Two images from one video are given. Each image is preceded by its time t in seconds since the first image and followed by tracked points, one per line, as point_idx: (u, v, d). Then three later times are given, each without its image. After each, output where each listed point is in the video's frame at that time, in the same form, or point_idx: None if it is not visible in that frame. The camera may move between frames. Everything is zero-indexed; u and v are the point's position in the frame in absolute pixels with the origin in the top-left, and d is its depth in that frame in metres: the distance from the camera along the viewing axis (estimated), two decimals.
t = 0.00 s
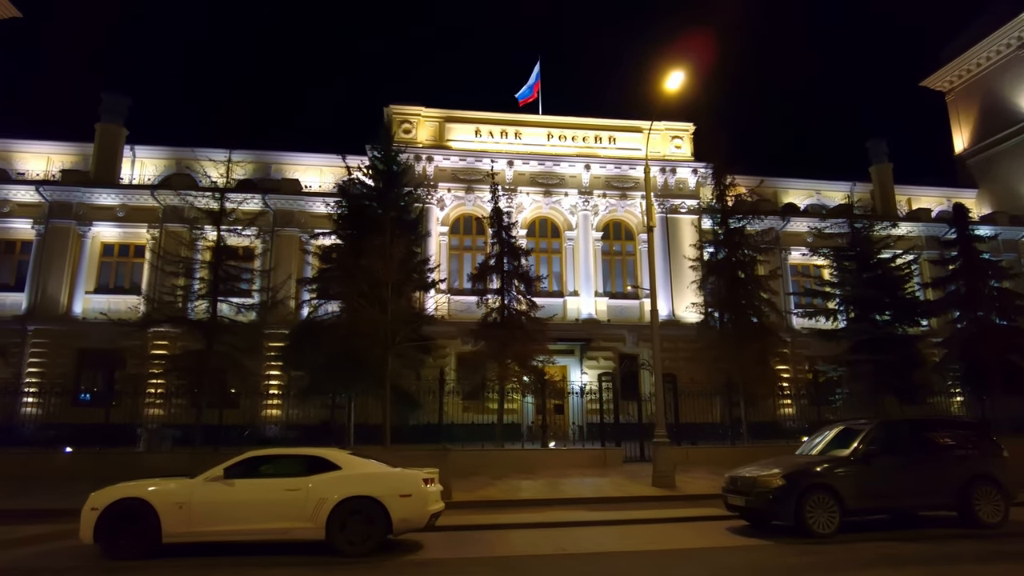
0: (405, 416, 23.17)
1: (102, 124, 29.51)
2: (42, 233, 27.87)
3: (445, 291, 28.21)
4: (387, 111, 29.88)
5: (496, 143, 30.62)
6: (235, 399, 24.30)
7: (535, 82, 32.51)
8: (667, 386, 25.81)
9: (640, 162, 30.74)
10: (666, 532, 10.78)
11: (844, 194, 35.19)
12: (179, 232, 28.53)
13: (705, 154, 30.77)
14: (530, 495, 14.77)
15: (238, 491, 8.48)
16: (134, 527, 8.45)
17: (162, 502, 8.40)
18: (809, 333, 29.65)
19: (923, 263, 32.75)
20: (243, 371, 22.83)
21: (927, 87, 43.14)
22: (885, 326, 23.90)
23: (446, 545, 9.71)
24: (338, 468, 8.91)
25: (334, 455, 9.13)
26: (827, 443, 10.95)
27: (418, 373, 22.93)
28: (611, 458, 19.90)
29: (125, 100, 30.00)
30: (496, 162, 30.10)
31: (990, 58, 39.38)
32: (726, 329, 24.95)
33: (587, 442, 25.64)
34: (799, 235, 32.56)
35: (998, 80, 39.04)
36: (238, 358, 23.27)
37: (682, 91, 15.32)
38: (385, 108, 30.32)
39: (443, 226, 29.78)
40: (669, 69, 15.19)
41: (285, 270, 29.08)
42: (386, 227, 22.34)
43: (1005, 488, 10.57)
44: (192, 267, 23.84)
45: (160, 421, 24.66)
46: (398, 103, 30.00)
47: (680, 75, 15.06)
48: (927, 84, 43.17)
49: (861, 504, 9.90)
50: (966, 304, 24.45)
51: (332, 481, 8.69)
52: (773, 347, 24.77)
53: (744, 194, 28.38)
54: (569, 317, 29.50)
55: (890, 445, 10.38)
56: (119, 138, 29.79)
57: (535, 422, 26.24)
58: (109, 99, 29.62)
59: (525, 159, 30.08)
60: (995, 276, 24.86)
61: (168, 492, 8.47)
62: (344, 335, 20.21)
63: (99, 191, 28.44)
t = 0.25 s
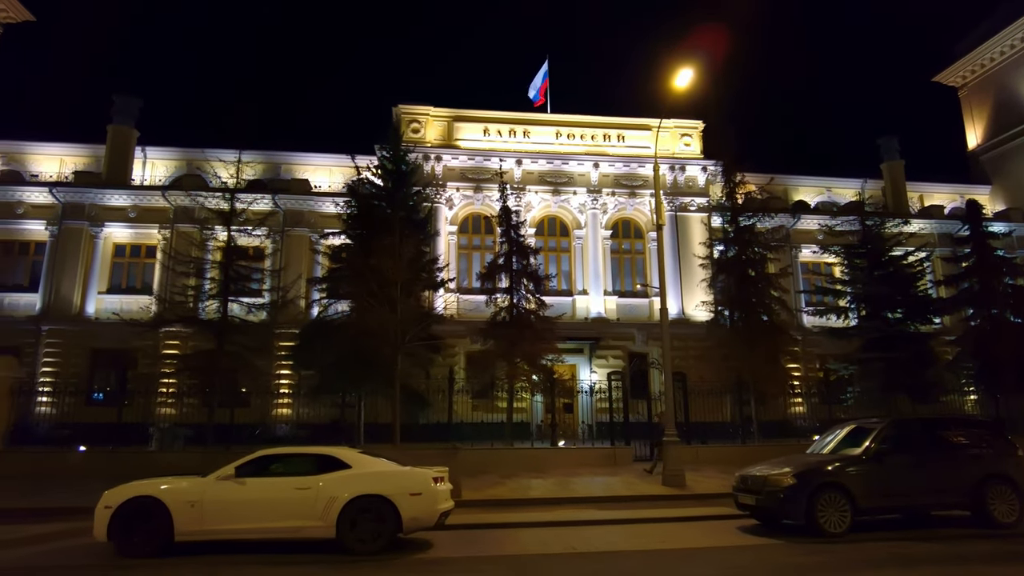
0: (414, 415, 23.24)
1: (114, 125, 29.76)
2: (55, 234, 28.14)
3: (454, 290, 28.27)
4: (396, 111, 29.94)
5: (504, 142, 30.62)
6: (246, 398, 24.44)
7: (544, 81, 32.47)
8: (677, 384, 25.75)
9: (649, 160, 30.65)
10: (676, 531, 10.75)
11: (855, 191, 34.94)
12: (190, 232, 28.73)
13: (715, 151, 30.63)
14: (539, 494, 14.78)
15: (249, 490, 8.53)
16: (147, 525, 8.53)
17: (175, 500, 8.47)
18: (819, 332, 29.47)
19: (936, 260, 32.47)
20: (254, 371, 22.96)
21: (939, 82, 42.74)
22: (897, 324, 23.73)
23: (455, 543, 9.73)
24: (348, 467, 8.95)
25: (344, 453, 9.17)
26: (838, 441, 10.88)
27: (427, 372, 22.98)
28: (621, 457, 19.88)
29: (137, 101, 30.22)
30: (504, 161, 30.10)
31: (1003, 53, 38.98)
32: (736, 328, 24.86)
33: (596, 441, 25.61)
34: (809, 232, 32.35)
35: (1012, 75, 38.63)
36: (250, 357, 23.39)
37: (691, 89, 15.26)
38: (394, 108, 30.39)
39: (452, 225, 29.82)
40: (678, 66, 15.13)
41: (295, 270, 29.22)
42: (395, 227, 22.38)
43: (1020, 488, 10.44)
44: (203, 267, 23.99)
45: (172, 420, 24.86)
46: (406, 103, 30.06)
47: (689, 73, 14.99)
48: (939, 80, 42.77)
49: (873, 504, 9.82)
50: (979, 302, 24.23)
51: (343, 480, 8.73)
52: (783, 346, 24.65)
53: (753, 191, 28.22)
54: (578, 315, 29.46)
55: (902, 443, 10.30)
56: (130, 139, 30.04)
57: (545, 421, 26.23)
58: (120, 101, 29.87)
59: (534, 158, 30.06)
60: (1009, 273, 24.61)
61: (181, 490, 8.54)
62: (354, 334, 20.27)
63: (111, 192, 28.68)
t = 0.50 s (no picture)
0: (424, 414, 23.28)
1: (126, 127, 30.01)
2: (69, 235, 28.40)
3: (463, 289, 28.31)
4: (405, 111, 29.99)
5: (513, 141, 30.61)
6: (257, 398, 24.57)
7: (552, 79, 32.43)
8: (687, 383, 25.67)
9: (658, 158, 30.54)
10: (687, 530, 10.72)
11: (867, 187, 34.66)
12: (201, 232, 28.92)
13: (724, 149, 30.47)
14: (549, 493, 14.77)
15: (261, 488, 8.59)
16: (160, 523, 8.61)
17: (187, 498, 8.54)
18: (830, 330, 29.27)
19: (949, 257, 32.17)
20: (265, 370, 23.10)
21: (952, 78, 42.33)
22: (909, 322, 23.53)
23: (465, 542, 9.76)
24: (358, 466, 8.99)
25: (355, 452, 9.21)
26: (850, 440, 10.81)
27: (437, 371, 23.02)
28: (630, 456, 19.84)
29: (148, 103, 30.45)
30: (513, 160, 30.09)
31: (1017, 47, 38.54)
32: (747, 326, 24.74)
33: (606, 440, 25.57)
34: (820, 230, 32.13)
35: None
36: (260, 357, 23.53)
37: (700, 86, 15.19)
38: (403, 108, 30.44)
39: (461, 224, 29.84)
40: (687, 64, 15.06)
41: (305, 270, 29.34)
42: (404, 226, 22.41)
43: None
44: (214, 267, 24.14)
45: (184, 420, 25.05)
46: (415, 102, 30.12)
47: (698, 70, 14.92)
48: (952, 75, 42.35)
49: (885, 503, 9.75)
50: (993, 299, 23.98)
51: (353, 479, 8.77)
52: (794, 344, 24.52)
53: (764, 189, 28.06)
54: (587, 314, 29.42)
55: (914, 442, 10.22)
56: (142, 141, 30.29)
57: (555, 420, 26.21)
58: (132, 102, 30.12)
59: (542, 156, 30.04)
60: None
61: (193, 488, 8.60)
62: (363, 334, 20.34)
63: (123, 193, 28.92)
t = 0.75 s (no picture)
0: (435, 413, 23.35)
1: (137, 128, 30.26)
2: (82, 237, 28.69)
3: (473, 288, 28.35)
4: (414, 111, 30.05)
5: (522, 140, 30.60)
6: (269, 397, 24.71)
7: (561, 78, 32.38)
8: (698, 382, 25.58)
9: (668, 156, 30.43)
10: (698, 529, 10.69)
11: (878, 184, 34.40)
12: (212, 233, 29.12)
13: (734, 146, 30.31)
14: (559, 492, 14.76)
15: (273, 487, 8.64)
16: (173, 522, 8.68)
17: (200, 497, 8.61)
18: (842, 328, 29.07)
19: (962, 254, 31.86)
20: (276, 370, 23.24)
21: (965, 73, 41.92)
22: (922, 320, 23.34)
23: (476, 540, 9.77)
24: (370, 465, 9.03)
25: (366, 451, 9.25)
26: (862, 439, 10.74)
27: (447, 370, 23.05)
28: (641, 455, 19.81)
29: (160, 105, 30.70)
30: (522, 159, 30.09)
31: None
32: (758, 324, 24.63)
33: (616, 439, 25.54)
34: (831, 227, 31.91)
35: None
36: (271, 356, 23.66)
37: (710, 83, 15.12)
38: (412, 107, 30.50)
39: (471, 224, 29.87)
40: (696, 61, 15.00)
41: (315, 270, 29.48)
42: (414, 226, 22.45)
43: None
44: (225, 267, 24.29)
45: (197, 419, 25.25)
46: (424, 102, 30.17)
47: (707, 68, 14.86)
48: (965, 71, 41.95)
49: (898, 502, 9.68)
50: (1008, 296, 23.73)
51: (364, 477, 8.81)
52: (806, 343, 24.38)
53: (775, 187, 27.90)
54: (597, 313, 29.38)
55: (928, 441, 10.14)
56: (153, 142, 30.54)
57: (565, 419, 26.21)
58: (143, 104, 30.37)
59: (551, 155, 30.02)
60: None
61: (206, 487, 8.67)
62: (374, 333, 20.41)
63: (135, 194, 29.18)
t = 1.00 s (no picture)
0: (446, 412, 23.40)
1: (150, 130, 30.53)
2: (96, 238, 28.98)
3: (483, 288, 28.37)
4: (424, 110, 30.10)
5: (531, 139, 30.59)
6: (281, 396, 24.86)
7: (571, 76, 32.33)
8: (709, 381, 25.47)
9: (679, 154, 30.31)
10: (710, 528, 10.64)
11: (891, 181, 34.09)
12: (224, 233, 29.33)
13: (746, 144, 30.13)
14: (570, 491, 14.76)
15: (285, 486, 8.69)
16: (187, 520, 8.75)
17: (213, 495, 8.68)
18: (855, 326, 28.84)
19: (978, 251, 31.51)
20: (288, 369, 23.38)
21: (980, 68, 41.45)
22: (937, 318, 23.12)
23: (487, 539, 9.79)
24: (381, 463, 9.06)
25: (377, 450, 9.28)
26: (876, 438, 10.65)
27: (457, 369, 23.09)
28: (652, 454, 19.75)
29: (172, 107, 30.95)
30: (532, 158, 30.07)
31: None
32: (770, 322, 24.49)
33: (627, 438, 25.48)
34: (844, 225, 31.67)
35: None
36: (283, 356, 23.79)
37: (720, 81, 15.05)
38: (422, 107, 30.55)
39: (480, 223, 29.90)
40: (706, 58, 14.93)
41: (326, 269, 29.62)
42: (424, 226, 22.47)
43: None
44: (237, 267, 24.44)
45: (210, 418, 25.45)
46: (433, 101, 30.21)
47: (718, 65, 14.79)
48: (980, 65, 41.47)
49: (913, 502, 9.59)
50: None
51: (375, 476, 8.84)
52: (818, 341, 24.22)
53: (786, 184, 27.71)
54: (608, 312, 29.33)
55: (943, 440, 10.04)
56: (166, 144, 30.80)
57: (576, 418, 26.19)
58: (156, 106, 30.64)
59: (561, 154, 29.98)
60: None
61: (219, 485, 8.74)
62: (384, 332, 20.48)
63: (148, 195, 29.44)
